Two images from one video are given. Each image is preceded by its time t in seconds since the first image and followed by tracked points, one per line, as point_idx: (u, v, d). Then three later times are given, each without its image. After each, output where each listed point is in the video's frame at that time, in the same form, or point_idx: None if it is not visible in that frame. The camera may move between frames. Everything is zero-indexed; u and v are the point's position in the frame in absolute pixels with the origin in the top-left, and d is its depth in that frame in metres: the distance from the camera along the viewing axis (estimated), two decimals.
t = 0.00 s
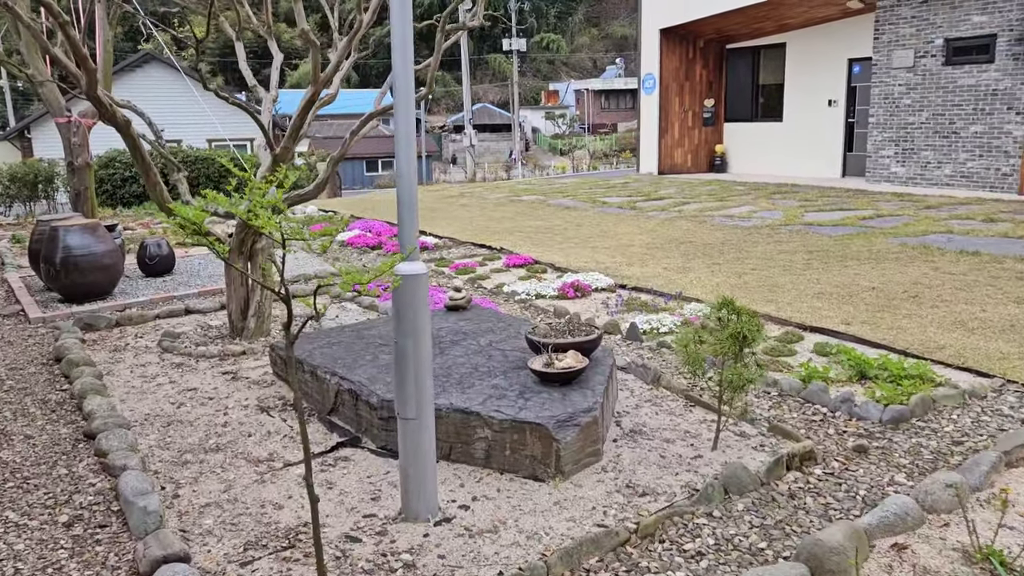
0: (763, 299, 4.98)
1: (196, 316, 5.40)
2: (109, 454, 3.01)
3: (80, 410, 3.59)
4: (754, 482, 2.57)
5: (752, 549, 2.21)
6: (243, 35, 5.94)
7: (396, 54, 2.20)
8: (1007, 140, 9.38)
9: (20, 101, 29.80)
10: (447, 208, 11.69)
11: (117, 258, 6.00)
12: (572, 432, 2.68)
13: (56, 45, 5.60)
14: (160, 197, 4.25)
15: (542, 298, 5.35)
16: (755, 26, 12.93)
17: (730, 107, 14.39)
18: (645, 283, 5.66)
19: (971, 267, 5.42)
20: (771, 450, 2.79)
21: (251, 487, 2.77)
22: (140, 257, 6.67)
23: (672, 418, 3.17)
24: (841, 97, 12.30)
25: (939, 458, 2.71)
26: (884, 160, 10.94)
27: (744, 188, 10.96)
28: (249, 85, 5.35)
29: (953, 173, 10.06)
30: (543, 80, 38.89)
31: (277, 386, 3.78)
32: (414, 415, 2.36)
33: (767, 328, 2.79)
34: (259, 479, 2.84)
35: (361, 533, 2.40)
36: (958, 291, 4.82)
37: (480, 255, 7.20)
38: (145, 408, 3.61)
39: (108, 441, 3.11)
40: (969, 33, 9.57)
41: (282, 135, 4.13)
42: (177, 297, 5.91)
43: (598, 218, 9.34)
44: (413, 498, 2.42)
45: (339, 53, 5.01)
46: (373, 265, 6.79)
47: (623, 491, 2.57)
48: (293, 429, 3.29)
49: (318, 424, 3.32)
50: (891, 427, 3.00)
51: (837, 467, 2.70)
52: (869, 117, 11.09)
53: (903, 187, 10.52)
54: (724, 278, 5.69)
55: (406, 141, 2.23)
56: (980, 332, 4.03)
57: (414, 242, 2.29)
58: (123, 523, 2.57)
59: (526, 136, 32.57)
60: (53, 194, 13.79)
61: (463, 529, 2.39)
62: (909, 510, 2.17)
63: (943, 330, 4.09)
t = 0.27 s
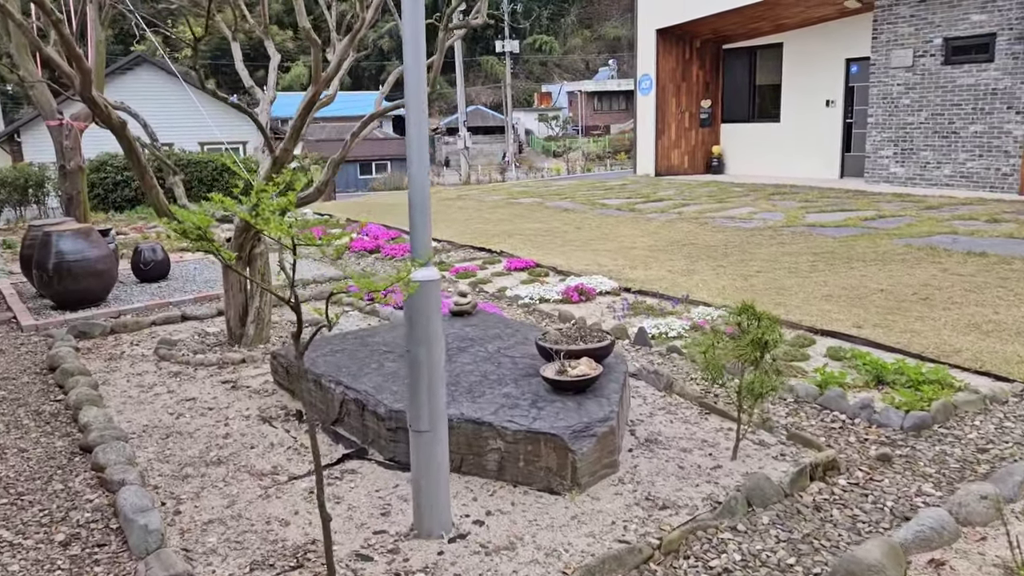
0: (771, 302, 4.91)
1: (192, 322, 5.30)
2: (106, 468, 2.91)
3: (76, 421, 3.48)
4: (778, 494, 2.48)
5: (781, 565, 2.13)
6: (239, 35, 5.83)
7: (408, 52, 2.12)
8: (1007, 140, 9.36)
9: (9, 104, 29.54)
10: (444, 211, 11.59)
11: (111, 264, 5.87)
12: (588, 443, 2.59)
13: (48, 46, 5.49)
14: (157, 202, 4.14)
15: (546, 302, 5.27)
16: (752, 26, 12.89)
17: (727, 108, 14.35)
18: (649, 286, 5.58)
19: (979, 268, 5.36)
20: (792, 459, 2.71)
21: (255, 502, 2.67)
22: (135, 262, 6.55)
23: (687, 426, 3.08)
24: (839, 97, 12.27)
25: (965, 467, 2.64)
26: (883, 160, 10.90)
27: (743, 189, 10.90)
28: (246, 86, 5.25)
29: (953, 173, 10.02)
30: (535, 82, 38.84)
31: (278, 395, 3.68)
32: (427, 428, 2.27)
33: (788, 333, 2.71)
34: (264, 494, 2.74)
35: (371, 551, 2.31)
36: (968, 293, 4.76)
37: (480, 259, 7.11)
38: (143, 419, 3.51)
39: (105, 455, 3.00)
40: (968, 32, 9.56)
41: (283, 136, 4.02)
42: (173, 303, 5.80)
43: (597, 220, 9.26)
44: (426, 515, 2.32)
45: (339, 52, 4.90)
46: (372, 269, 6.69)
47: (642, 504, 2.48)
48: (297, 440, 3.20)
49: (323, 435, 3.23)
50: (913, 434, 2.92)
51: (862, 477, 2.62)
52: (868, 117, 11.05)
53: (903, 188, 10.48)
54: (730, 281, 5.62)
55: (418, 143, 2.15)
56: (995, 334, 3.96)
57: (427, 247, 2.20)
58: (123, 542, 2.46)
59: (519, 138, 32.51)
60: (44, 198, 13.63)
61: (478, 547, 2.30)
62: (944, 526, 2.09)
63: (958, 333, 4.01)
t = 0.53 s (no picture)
0: (782, 306, 4.84)
1: (191, 330, 5.18)
2: (107, 486, 2.80)
3: (74, 436, 3.37)
4: (809, 509, 2.40)
5: None
6: (236, 37, 5.73)
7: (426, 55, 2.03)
8: (1007, 141, 9.33)
9: None
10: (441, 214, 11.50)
11: (106, 271, 5.75)
12: (611, 458, 2.50)
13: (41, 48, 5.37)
14: (157, 210, 4.05)
15: (551, 307, 5.19)
16: (750, 27, 12.85)
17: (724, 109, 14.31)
18: (655, 290, 5.50)
19: (989, 270, 5.30)
20: (819, 472, 2.63)
21: (263, 521, 2.57)
22: (130, 268, 6.44)
23: (707, 437, 2.99)
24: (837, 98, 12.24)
25: (999, 480, 2.56)
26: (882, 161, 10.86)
27: (742, 191, 10.85)
28: (245, 89, 5.15)
29: (953, 174, 9.99)
30: (528, 84, 38.80)
31: (283, 407, 3.58)
32: (447, 446, 2.18)
33: (814, 342, 2.63)
34: (272, 512, 2.64)
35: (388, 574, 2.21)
36: (982, 296, 4.70)
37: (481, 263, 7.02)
38: (144, 432, 3.40)
39: (106, 471, 2.89)
40: (968, 32, 9.54)
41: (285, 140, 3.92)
42: (170, 310, 5.69)
43: (597, 222, 9.20)
44: (446, 537, 2.23)
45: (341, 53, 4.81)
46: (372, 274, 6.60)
47: (669, 522, 2.39)
48: (304, 455, 3.10)
49: (330, 449, 3.13)
50: (941, 444, 2.84)
51: (893, 490, 2.54)
52: (867, 118, 11.02)
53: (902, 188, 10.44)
54: (737, 284, 5.55)
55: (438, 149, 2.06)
56: (1012, 338, 3.91)
57: (446, 256, 2.11)
58: (126, 565, 2.36)
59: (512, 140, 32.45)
60: (35, 203, 13.46)
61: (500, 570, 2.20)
62: (989, 545, 2.11)
63: (975, 337, 3.95)
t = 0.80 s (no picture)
0: (791, 311, 4.77)
1: (190, 338, 5.09)
2: (106, 503, 2.71)
3: (71, 449, 3.28)
4: (835, 524, 2.32)
5: None
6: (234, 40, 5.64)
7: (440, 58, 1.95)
8: (1009, 142, 9.29)
9: None
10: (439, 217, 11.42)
11: (102, 278, 5.65)
12: (629, 471, 2.42)
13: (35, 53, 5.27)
14: (156, 219, 3.97)
15: (555, 313, 5.11)
16: (748, 28, 12.81)
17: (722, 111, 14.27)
18: (661, 295, 5.42)
19: (998, 273, 5.24)
20: (843, 484, 2.55)
21: (269, 539, 2.49)
22: (126, 275, 6.34)
23: (724, 448, 2.92)
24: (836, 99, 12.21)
25: None
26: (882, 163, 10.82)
27: (742, 193, 10.79)
28: (243, 93, 5.06)
29: (954, 175, 9.95)
30: (523, 87, 38.76)
31: (287, 418, 3.49)
32: (462, 462, 2.10)
33: (837, 350, 2.56)
34: (278, 530, 2.55)
35: None
36: (994, 299, 4.63)
37: (483, 268, 6.93)
38: (144, 446, 3.31)
39: (104, 488, 2.80)
40: (968, 33, 9.50)
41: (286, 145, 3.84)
42: (168, 318, 5.59)
43: (598, 226, 9.12)
44: (460, 556, 2.14)
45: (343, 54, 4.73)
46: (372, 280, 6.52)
47: (690, 538, 2.31)
48: (309, 468, 3.01)
49: (336, 462, 3.04)
50: (965, 453, 2.76)
51: (919, 503, 2.46)
52: (866, 119, 10.98)
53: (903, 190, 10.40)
54: (743, 288, 5.48)
55: (452, 156, 1.98)
56: None
57: (459, 267, 2.04)
58: None
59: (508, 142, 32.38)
60: (28, 209, 13.33)
61: None
62: None
63: (991, 341, 3.88)
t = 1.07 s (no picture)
0: (799, 314, 4.70)
1: (187, 344, 5.00)
2: (103, 516, 2.62)
3: (67, 459, 3.19)
4: (858, 535, 2.25)
5: None
6: (231, 41, 5.56)
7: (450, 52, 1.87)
8: (1011, 142, 9.24)
9: None
10: (438, 220, 11.35)
11: (98, 283, 5.56)
12: (644, 481, 2.34)
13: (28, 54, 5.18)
14: (153, 221, 3.88)
15: (559, 317, 5.04)
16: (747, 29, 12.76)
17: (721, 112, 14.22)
18: (666, 298, 5.35)
19: (1007, 274, 5.18)
20: (863, 493, 2.48)
21: (273, 554, 2.40)
22: (122, 279, 6.25)
23: (738, 455, 2.84)
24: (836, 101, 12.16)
25: None
26: (883, 164, 10.77)
27: (743, 195, 10.74)
28: (241, 93, 4.97)
29: (956, 176, 9.90)
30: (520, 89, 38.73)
31: (289, 426, 3.41)
32: (474, 473, 2.01)
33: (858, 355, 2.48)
34: (281, 543, 2.46)
35: None
36: (1005, 301, 4.56)
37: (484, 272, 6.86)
38: (141, 456, 3.22)
39: (101, 500, 2.71)
40: (969, 33, 9.46)
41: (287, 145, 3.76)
42: (165, 323, 5.50)
43: (598, 228, 9.06)
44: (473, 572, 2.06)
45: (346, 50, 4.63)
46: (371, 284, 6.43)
47: (709, 551, 2.23)
48: (312, 479, 2.93)
49: (340, 472, 2.96)
50: (987, 460, 2.69)
51: (943, 513, 2.39)
52: (867, 120, 10.93)
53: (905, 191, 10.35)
54: (749, 291, 5.41)
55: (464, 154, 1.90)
56: None
57: (471, 270, 1.96)
58: None
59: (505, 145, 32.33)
60: (23, 213, 13.22)
61: None
62: None
63: (1006, 344, 3.81)
